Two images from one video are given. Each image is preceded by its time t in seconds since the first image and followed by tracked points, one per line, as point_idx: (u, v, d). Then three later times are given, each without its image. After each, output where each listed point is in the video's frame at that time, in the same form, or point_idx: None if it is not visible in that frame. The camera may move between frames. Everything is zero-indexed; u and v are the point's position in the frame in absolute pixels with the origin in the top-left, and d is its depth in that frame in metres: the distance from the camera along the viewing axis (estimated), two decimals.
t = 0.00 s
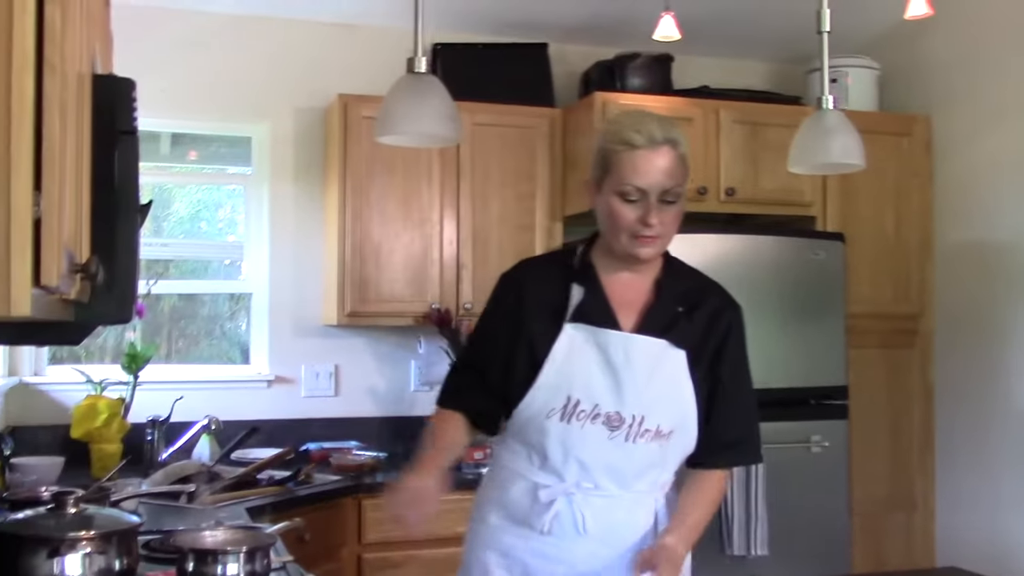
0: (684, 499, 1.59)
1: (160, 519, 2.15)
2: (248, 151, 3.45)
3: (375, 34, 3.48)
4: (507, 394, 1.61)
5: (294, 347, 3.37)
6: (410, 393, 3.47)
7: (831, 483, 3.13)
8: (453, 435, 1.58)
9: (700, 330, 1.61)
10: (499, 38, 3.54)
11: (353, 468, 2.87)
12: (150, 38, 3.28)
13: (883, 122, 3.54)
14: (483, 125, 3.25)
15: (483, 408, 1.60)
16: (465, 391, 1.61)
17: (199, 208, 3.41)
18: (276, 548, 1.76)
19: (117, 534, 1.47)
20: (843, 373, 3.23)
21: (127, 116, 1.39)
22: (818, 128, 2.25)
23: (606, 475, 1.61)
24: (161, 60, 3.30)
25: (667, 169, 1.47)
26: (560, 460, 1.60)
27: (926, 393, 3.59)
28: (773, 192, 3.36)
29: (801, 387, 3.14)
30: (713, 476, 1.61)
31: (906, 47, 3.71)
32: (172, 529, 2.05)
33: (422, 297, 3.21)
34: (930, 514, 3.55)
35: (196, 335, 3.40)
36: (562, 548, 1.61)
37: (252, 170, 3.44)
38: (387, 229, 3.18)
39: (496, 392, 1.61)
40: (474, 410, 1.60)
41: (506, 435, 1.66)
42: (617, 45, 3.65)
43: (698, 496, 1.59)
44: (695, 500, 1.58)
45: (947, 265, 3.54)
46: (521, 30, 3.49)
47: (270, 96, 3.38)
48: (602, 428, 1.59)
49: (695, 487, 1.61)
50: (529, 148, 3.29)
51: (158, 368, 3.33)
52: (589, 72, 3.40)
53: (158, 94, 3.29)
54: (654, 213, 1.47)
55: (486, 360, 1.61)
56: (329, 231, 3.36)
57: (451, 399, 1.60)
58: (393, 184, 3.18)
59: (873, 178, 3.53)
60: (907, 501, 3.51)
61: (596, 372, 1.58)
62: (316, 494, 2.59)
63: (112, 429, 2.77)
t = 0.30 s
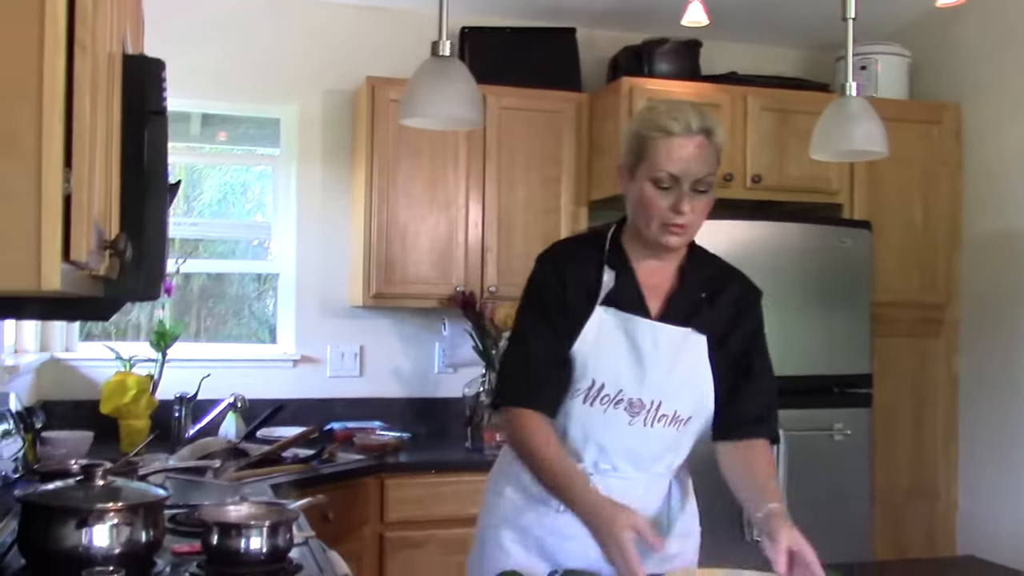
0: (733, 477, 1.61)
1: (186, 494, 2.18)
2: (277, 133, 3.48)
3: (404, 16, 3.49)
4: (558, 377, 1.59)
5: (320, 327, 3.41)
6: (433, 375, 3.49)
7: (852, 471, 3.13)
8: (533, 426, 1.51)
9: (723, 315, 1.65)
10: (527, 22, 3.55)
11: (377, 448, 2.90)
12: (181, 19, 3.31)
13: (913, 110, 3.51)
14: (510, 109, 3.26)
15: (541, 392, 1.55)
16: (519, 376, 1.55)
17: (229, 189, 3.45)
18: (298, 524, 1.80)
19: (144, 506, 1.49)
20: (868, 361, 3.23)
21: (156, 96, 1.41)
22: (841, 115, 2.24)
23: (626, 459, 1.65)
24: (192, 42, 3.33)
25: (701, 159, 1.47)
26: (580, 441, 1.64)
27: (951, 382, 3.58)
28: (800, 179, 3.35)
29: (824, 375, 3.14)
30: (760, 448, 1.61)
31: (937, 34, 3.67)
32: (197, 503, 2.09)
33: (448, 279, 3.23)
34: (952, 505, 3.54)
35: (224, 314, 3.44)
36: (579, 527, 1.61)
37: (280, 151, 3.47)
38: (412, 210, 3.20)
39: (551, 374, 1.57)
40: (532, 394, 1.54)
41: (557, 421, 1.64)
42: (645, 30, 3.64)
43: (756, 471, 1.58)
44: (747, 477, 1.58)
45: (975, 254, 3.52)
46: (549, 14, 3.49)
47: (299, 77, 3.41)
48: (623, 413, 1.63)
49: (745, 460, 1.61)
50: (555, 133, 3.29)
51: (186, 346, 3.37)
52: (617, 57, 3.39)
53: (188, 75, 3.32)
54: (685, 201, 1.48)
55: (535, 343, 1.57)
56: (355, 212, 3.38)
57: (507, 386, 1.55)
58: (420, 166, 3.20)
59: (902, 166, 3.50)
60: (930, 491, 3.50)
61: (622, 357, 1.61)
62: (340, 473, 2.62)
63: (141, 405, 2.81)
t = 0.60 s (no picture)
0: (723, 449, 1.65)
1: (197, 473, 2.21)
2: (290, 118, 3.50)
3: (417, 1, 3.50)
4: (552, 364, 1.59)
5: (331, 311, 3.43)
6: (443, 359, 3.52)
7: (859, 460, 3.14)
8: (534, 415, 1.48)
9: (710, 294, 1.67)
10: (540, 8, 3.55)
11: (386, 431, 2.92)
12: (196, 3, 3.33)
13: (925, 99, 3.51)
14: (521, 95, 3.26)
15: (536, 379, 1.55)
16: (514, 364, 1.53)
17: (241, 173, 3.48)
18: (306, 502, 1.82)
19: (155, 483, 1.52)
20: (876, 350, 3.23)
21: (169, 80, 1.42)
22: (849, 102, 2.25)
23: (624, 445, 1.67)
24: (206, 26, 3.34)
25: (685, 142, 1.48)
26: (579, 430, 1.65)
27: (960, 372, 3.58)
28: (810, 167, 3.35)
29: (831, 363, 3.15)
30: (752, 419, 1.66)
31: (952, 23, 3.66)
32: (207, 482, 2.11)
33: (458, 265, 3.25)
34: (959, 494, 3.56)
35: (236, 298, 3.47)
36: (580, 516, 1.65)
37: (293, 136, 3.49)
38: (423, 196, 3.22)
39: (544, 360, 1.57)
40: (529, 380, 1.53)
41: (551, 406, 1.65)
42: (658, 17, 3.64)
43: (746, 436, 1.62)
44: (738, 445, 1.61)
45: (985, 244, 3.52)
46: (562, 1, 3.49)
47: (312, 62, 3.42)
48: (622, 399, 1.65)
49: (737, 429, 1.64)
50: (567, 119, 3.30)
51: (198, 328, 3.40)
52: (629, 44, 3.39)
53: (201, 60, 3.34)
54: (669, 184, 1.49)
55: (527, 329, 1.56)
56: (367, 197, 3.40)
57: (504, 375, 1.52)
58: (431, 152, 3.22)
59: (913, 155, 3.50)
60: (936, 480, 3.51)
61: (618, 344, 1.63)
62: (348, 455, 2.65)
63: (153, 386, 2.84)
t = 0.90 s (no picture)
0: (662, 417, 1.71)
1: (168, 442, 2.22)
2: (264, 87, 3.47)
3: None
4: (503, 341, 1.60)
5: (304, 282, 3.43)
6: (415, 332, 3.53)
7: (825, 434, 3.20)
8: (482, 391, 1.52)
9: (663, 265, 1.70)
10: None
11: (357, 402, 2.93)
12: None
13: (897, 79, 3.53)
14: (497, 68, 3.26)
15: (484, 356, 1.56)
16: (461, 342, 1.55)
17: (213, 142, 3.45)
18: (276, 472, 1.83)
19: (124, 451, 1.53)
20: (844, 327, 3.28)
21: (141, 47, 1.44)
22: (818, 81, 2.27)
23: (585, 419, 1.68)
24: None
25: (641, 122, 1.48)
26: (540, 405, 1.65)
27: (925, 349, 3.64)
28: (783, 146, 3.38)
29: (799, 339, 3.19)
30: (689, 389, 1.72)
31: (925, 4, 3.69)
32: (177, 452, 2.12)
33: (431, 238, 3.26)
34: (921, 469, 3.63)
35: (208, 268, 3.46)
36: (542, 489, 1.68)
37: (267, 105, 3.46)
38: (397, 168, 3.21)
39: (494, 338, 1.58)
40: (477, 357, 1.55)
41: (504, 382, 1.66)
42: None
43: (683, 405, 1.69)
44: (678, 415, 1.68)
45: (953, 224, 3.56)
46: None
47: (286, 31, 3.40)
48: (583, 373, 1.66)
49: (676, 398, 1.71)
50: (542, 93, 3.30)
51: (169, 298, 3.39)
52: (605, 19, 3.39)
53: (174, 26, 3.31)
54: (626, 163, 1.50)
55: (477, 305, 1.58)
56: (341, 168, 3.39)
57: (450, 353, 1.54)
58: (406, 124, 3.21)
59: (884, 135, 3.53)
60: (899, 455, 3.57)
61: (578, 319, 1.64)
62: (318, 425, 2.65)
63: (123, 354, 2.83)
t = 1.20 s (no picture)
0: (603, 400, 1.76)
1: (120, 419, 2.20)
2: (219, 60, 3.43)
3: None
4: (461, 320, 1.60)
5: (259, 259, 3.41)
6: (372, 310, 3.52)
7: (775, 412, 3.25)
8: (436, 368, 1.52)
9: (616, 249, 1.72)
10: None
11: (312, 379, 2.92)
12: None
13: (852, 63, 3.58)
14: (455, 46, 3.25)
15: (443, 334, 1.56)
16: (421, 319, 1.54)
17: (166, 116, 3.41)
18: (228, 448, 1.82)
19: (73, 427, 1.52)
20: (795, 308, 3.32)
21: (91, 18, 1.42)
22: (770, 64, 2.29)
23: (533, 399, 1.72)
24: None
25: (604, 107, 1.49)
26: (490, 383, 1.67)
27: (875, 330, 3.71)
28: (739, 128, 3.41)
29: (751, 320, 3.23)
30: (631, 374, 1.78)
31: None
32: (129, 428, 2.10)
33: (388, 215, 3.25)
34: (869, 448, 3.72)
35: (161, 243, 3.42)
36: (488, 468, 1.68)
37: (222, 79, 3.42)
38: (354, 144, 3.20)
39: (453, 315, 1.58)
40: (436, 336, 1.55)
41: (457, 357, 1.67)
42: None
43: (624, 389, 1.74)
44: (620, 399, 1.73)
45: (904, 207, 3.63)
46: None
47: (242, 5, 3.36)
48: (533, 354, 1.69)
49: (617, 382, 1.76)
50: (500, 72, 3.29)
51: (121, 274, 3.35)
52: None
53: None
54: (586, 147, 1.51)
55: (438, 282, 1.57)
56: (297, 145, 3.36)
57: (412, 330, 1.54)
58: (363, 101, 3.19)
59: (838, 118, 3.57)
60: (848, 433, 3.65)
61: (531, 301, 1.66)
62: (273, 403, 2.63)
63: (75, 330, 2.79)
